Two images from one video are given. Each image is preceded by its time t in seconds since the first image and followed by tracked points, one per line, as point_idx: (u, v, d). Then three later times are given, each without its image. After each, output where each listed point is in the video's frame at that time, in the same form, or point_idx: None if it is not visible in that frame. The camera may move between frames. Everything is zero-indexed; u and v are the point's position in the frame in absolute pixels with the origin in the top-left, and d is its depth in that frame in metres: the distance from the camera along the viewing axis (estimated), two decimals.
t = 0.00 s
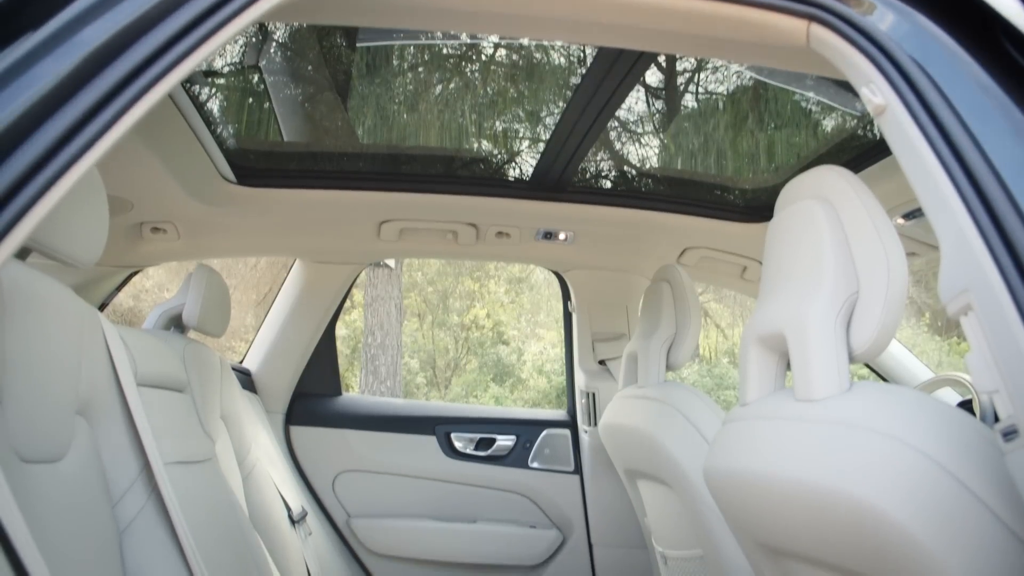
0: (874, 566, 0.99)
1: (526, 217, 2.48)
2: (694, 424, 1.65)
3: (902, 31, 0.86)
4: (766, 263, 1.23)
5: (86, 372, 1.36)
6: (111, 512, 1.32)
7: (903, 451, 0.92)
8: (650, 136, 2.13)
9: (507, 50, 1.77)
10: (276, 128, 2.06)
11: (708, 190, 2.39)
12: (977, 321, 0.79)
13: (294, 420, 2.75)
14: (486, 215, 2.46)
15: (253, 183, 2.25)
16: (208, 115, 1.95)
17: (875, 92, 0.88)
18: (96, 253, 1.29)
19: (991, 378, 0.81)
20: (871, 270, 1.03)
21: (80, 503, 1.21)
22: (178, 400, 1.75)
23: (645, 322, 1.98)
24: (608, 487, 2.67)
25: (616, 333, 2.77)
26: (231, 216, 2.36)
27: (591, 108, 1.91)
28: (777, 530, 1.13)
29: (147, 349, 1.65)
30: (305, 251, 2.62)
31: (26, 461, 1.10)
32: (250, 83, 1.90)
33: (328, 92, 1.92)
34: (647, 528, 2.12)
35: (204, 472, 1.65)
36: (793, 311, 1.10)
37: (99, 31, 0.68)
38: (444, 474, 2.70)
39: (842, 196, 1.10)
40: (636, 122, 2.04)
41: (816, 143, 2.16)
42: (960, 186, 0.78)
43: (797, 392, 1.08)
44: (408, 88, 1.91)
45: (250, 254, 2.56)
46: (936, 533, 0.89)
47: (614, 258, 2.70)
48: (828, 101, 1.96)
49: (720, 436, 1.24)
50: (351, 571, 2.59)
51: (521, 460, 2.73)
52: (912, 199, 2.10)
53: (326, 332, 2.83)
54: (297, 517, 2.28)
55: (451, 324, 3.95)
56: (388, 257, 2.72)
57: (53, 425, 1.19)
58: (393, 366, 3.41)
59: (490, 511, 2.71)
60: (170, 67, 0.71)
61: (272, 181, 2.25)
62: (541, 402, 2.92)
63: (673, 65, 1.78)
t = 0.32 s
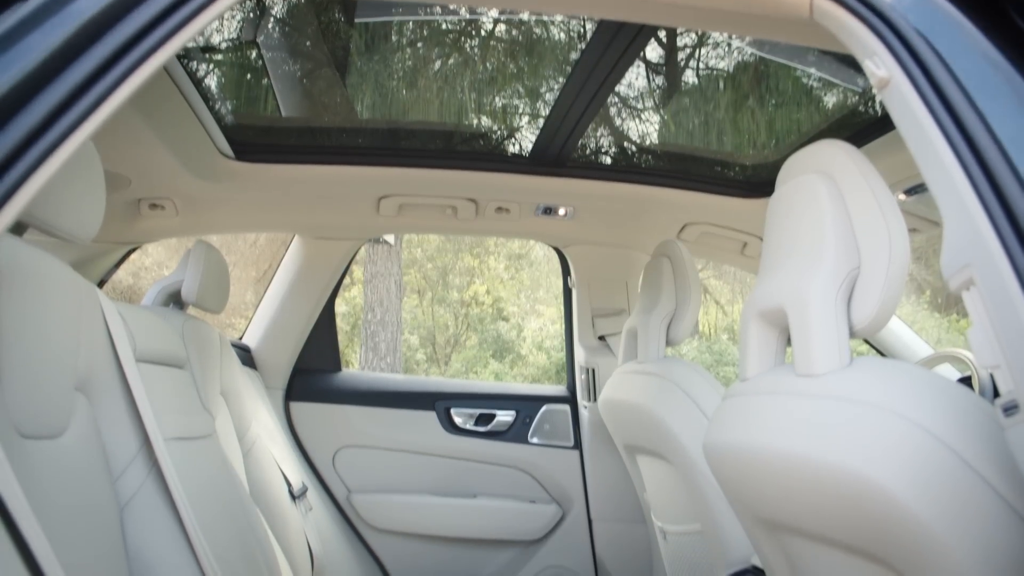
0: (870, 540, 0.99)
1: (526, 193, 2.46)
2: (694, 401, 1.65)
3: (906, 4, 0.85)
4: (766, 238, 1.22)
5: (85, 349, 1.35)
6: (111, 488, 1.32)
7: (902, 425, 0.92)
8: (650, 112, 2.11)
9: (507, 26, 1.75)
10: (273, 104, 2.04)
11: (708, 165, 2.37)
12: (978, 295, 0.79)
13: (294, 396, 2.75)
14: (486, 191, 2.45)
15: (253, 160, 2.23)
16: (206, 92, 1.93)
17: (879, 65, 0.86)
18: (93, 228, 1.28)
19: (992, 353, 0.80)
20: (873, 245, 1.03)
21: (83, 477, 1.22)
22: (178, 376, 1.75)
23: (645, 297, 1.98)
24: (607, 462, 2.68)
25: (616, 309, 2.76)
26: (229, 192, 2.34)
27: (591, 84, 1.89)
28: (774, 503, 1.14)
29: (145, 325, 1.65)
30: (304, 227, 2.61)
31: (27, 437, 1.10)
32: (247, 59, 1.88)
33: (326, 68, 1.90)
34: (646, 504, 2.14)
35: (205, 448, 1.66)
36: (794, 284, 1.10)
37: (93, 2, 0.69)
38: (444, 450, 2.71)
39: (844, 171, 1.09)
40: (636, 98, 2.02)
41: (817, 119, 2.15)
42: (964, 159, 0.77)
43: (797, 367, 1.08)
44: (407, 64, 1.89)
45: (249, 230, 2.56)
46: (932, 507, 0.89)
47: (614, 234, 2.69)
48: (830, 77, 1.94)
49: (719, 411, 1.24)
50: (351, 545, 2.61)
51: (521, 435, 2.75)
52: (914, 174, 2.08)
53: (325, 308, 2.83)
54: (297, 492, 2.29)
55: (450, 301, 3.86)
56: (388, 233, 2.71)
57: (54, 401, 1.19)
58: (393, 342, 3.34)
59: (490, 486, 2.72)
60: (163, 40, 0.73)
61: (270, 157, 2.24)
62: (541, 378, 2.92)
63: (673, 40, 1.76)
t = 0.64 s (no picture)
0: (866, 509, 1.00)
1: (526, 160, 2.44)
2: (694, 370, 1.65)
3: None
4: (767, 205, 1.21)
5: (83, 318, 1.35)
6: (111, 457, 1.31)
7: (902, 393, 0.92)
8: (651, 81, 2.08)
9: None
10: (270, 72, 2.01)
11: (709, 133, 2.35)
12: (982, 264, 0.79)
13: (294, 365, 2.76)
14: (485, 158, 2.42)
15: (250, 128, 2.21)
16: (203, 62, 1.91)
17: (885, 30, 0.85)
18: (89, 194, 1.27)
19: (994, 322, 0.80)
20: (875, 214, 1.02)
21: (84, 447, 1.22)
22: (176, 345, 1.75)
23: (645, 266, 1.97)
24: (607, 431, 2.69)
25: (616, 278, 2.76)
26: (226, 160, 2.32)
27: (591, 52, 1.86)
28: (773, 472, 1.14)
29: (143, 295, 1.64)
30: (303, 196, 2.59)
31: (27, 407, 1.10)
32: (243, 28, 1.85)
33: (324, 37, 1.88)
34: (644, 470, 2.16)
35: (205, 416, 1.67)
36: (795, 252, 1.09)
37: None
38: (443, 418, 2.73)
39: (846, 138, 1.08)
40: (636, 67, 1.99)
41: (818, 88, 2.12)
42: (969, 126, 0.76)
43: (797, 336, 1.08)
44: (405, 33, 1.86)
45: (246, 199, 2.54)
46: (931, 476, 0.89)
47: (614, 203, 2.67)
48: (832, 47, 1.91)
49: (719, 380, 1.24)
50: (352, 513, 2.62)
51: (520, 404, 2.75)
52: (918, 143, 2.06)
53: (324, 278, 2.82)
54: (297, 461, 2.30)
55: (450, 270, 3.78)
56: (387, 201, 2.69)
57: (53, 371, 1.19)
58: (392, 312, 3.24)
59: (490, 454, 2.74)
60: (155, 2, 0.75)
61: (267, 126, 2.21)
62: (541, 348, 2.91)
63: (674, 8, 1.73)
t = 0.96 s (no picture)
0: (864, 470, 1.00)
1: (524, 121, 2.41)
2: (694, 330, 1.65)
3: None
4: (768, 164, 1.20)
5: (79, 279, 1.34)
6: (111, 419, 1.31)
7: (903, 354, 0.91)
8: (651, 42, 2.06)
9: None
10: (267, 33, 1.97)
11: (710, 95, 2.31)
12: (987, 223, 0.79)
13: (293, 327, 2.75)
14: (484, 119, 2.39)
15: (246, 89, 2.18)
16: (198, 23, 1.89)
17: None
18: (82, 154, 1.25)
19: (998, 281, 0.79)
20: (878, 173, 1.02)
21: (82, 409, 1.21)
22: (173, 308, 1.74)
23: (645, 227, 1.96)
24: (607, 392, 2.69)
25: (616, 239, 2.72)
26: (221, 121, 2.29)
27: (591, 14, 1.84)
28: (772, 433, 1.14)
29: (140, 257, 1.63)
30: (300, 158, 2.57)
31: (26, 370, 1.09)
32: None
33: None
34: (642, 431, 2.17)
35: (205, 378, 1.67)
36: (797, 211, 1.07)
37: None
38: (443, 379, 2.74)
39: (851, 96, 1.06)
40: (637, 28, 1.97)
41: (819, 50, 2.09)
42: (979, 87, 0.75)
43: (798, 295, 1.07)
44: None
45: (243, 161, 2.51)
46: (931, 438, 0.88)
47: (614, 163, 2.64)
48: (835, 7, 1.88)
49: (719, 341, 1.23)
50: (351, 473, 2.65)
51: (519, 365, 2.75)
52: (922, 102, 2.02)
53: (322, 239, 2.80)
54: (297, 424, 2.31)
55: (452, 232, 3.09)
56: (384, 162, 2.66)
57: (49, 333, 1.18)
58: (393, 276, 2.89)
59: (489, 415, 2.75)
60: None
61: (262, 86, 2.18)
62: (541, 310, 2.89)
63: None
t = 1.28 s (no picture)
0: (864, 431, 0.99)
1: (524, 80, 2.37)
2: (694, 289, 1.64)
3: None
4: (771, 123, 1.18)
5: (75, 240, 1.32)
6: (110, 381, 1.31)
7: (905, 314, 0.91)
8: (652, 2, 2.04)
9: None
10: None
11: (711, 55, 2.28)
12: (993, 182, 0.78)
13: (292, 289, 2.75)
14: (482, 78, 2.35)
15: (240, 49, 2.14)
16: None
17: None
18: (74, 114, 1.23)
19: (1002, 240, 0.79)
20: (882, 130, 1.00)
21: (82, 372, 1.21)
22: (171, 270, 1.73)
23: (644, 187, 1.94)
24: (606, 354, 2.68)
25: (616, 200, 2.69)
26: (216, 82, 2.25)
27: None
28: (772, 392, 1.13)
29: (135, 218, 1.62)
30: (296, 119, 2.54)
31: (23, 332, 1.08)
32: None
33: None
34: (642, 391, 2.18)
35: (203, 340, 1.67)
36: (799, 170, 1.06)
37: None
38: (443, 339, 2.74)
39: (855, 52, 1.04)
40: None
41: (821, 9, 2.07)
42: (990, 43, 0.75)
43: (799, 255, 1.06)
44: None
45: (239, 121, 2.48)
46: (933, 399, 0.88)
47: (614, 123, 2.61)
48: None
49: (720, 301, 1.22)
50: (352, 434, 2.66)
51: (518, 326, 2.75)
52: (928, 61, 1.99)
53: (321, 200, 2.78)
54: (297, 385, 2.32)
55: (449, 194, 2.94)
56: (381, 123, 2.62)
57: (46, 296, 1.17)
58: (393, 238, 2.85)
59: (489, 376, 2.76)
60: None
61: (256, 45, 2.13)
62: (541, 272, 2.88)
63: None
